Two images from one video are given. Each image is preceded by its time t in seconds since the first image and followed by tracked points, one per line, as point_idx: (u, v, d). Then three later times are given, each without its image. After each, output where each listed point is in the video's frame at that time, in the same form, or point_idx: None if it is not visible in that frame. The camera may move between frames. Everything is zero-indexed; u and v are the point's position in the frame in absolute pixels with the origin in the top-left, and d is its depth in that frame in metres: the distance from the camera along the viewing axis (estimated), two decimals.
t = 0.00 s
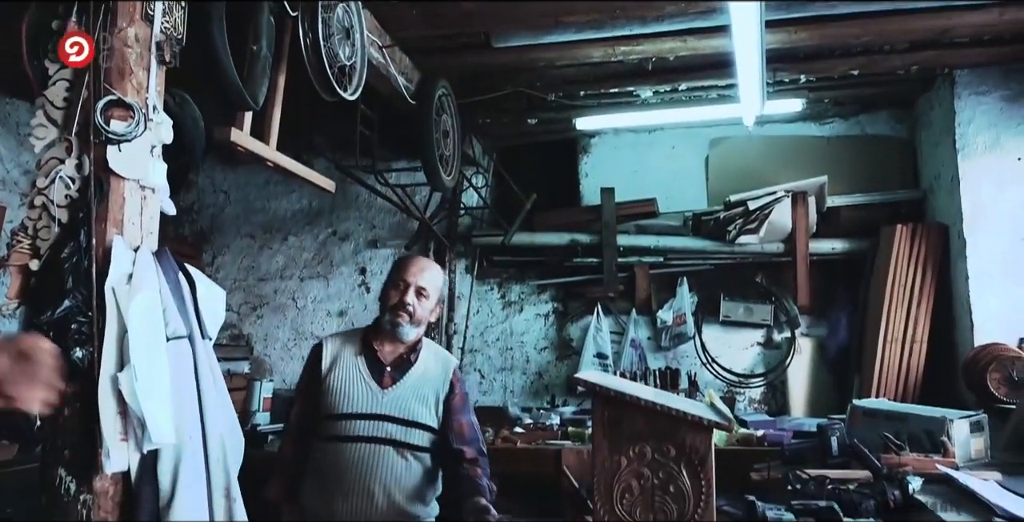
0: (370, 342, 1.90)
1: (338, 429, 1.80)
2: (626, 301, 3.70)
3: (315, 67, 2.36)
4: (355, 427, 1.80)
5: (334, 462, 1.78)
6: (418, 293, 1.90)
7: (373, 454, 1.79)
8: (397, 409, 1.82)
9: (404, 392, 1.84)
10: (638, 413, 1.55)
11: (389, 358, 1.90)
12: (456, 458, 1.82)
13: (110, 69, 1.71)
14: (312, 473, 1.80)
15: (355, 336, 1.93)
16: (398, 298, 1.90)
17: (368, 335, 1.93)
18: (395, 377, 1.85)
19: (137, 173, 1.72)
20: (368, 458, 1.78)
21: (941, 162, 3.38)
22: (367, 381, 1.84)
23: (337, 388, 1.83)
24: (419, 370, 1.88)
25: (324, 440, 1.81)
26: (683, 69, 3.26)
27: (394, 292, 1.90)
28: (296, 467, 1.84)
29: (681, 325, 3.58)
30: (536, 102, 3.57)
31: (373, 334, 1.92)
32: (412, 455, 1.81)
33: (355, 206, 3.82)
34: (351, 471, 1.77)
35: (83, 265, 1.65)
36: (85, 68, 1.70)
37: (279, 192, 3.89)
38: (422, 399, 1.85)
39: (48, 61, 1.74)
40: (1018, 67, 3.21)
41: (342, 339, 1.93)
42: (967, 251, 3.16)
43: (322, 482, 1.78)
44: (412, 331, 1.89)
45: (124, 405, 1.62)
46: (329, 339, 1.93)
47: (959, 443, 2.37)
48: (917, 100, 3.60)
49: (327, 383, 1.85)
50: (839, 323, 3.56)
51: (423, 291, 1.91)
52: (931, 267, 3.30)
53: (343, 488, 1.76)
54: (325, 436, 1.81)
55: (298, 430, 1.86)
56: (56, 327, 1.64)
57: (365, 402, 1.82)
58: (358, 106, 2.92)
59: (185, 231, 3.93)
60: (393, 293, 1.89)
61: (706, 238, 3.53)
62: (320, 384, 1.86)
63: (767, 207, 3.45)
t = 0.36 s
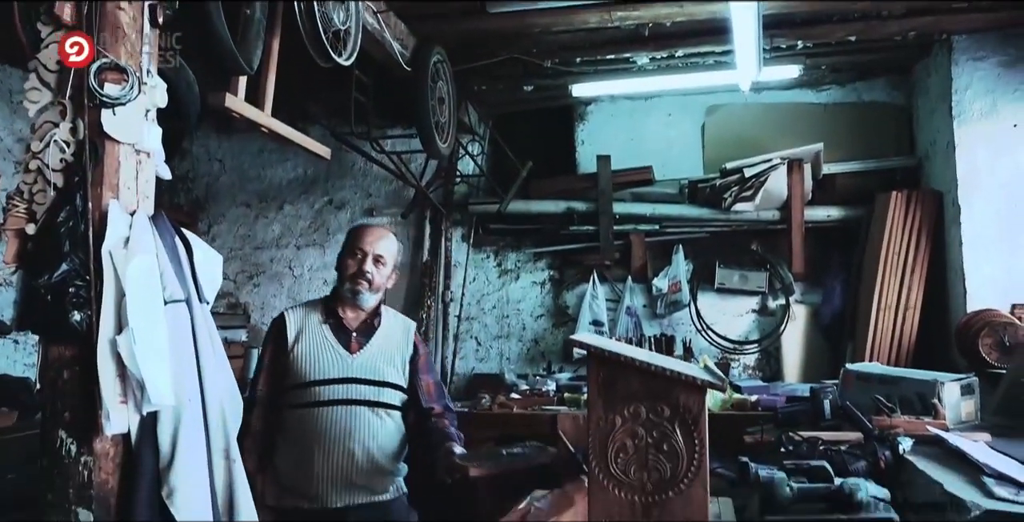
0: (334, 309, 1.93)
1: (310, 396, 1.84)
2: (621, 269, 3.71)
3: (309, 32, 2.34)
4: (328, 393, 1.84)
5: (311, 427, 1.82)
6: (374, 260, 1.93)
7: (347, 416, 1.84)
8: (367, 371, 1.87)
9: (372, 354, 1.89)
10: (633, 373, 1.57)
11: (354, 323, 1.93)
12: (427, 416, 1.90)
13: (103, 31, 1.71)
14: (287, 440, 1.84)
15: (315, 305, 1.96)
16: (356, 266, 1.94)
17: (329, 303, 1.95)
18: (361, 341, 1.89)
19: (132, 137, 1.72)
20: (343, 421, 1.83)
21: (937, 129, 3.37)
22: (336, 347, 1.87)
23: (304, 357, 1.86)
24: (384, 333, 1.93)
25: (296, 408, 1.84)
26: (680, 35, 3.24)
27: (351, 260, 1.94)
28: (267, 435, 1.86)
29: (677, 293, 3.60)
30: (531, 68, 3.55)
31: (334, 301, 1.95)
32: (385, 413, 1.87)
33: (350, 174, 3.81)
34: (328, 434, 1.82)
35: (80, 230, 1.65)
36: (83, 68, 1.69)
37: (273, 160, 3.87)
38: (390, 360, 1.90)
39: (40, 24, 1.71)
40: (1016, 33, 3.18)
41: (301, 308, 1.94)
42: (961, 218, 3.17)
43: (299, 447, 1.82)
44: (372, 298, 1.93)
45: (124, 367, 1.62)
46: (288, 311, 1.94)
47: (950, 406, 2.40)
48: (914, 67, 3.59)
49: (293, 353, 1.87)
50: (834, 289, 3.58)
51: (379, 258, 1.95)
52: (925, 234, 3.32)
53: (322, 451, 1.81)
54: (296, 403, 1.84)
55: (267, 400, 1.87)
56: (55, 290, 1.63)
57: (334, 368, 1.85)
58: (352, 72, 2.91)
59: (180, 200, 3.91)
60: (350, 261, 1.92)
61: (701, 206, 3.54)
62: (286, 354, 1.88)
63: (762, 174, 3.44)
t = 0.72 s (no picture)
0: (329, 277, 1.90)
1: (307, 364, 1.83)
2: (619, 238, 3.70)
3: None
4: (324, 360, 1.83)
5: (309, 393, 1.82)
6: (377, 233, 1.90)
7: (345, 382, 1.83)
8: (363, 337, 1.85)
9: (368, 320, 1.87)
10: (630, 336, 1.58)
11: (350, 291, 1.90)
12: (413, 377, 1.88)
13: None
14: (286, 406, 1.84)
15: (310, 273, 1.93)
16: (357, 238, 1.89)
17: (324, 270, 1.92)
18: (358, 309, 1.87)
19: (128, 101, 1.71)
20: (340, 387, 1.82)
21: (936, 97, 3.36)
22: (331, 314, 1.85)
23: (300, 323, 1.85)
24: (379, 300, 1.90)
25: (294, 375, 1.84)
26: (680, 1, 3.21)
27: (349, 230, 1.89)
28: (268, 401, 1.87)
29: (675, 261, 3.61)
30: (529, 36, 3.52)
31: (330, 269, 1.92)
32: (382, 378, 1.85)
33: (348, 143, 3.79)
34: (326, 401, 1.81)
35: (77, 194, 1.64)
36: (85, 67, 1.67)
37: (270, 129, 3.85)
38: (385, 325, 1.88)
39: None
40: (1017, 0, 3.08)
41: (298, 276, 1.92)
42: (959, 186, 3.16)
43: (297, 414, 1.82)
44: (372, 270, 1.91)
45: (124, 331, 1.63)
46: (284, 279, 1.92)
47: (944, 371, 2.42)
48: (914, 34, 3.57)
49: (289, 321, 1.86)
50: (832, 257, 3.58)
51: (380, 230, 1.91)
52: (924, 202, 3.32)
53: (320, 418, 1.81)
54: (294, 370, 1.84)
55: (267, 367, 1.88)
56: (54, 254, 1.64)
57: (330, 335, 1.84)
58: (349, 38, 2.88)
59: (176, 169, 3.89)
60: (353, 234, 1.88)
61: (700, 175, 3.53)
62: (283, 322, 1.86)
63: (761, 143, 3.44)
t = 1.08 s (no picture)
0: (359, 247, 1.91)
1: (334, 333, 1.85)
2: (616, 210, 3.71)
3: None
4: (351, 329, 1.84)
5: (337, 363, 1.84)
6: (409, 202, 1.88)
7: (373, 353, 1.85)
8: (391, 308, 1.86)
9: (396, 291, 1.88)
10: (626, 303, 1.58)
11: (379, 261, 1.91)
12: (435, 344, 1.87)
13: None
14: (315, 376, 1.86)
15: (340, 243, 1.94)
16: (389, 207, 1.88)
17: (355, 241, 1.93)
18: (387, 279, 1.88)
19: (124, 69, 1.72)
20: (367, 358, 1.84)
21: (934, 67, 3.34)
22: (360, 283, 1.87)
23: (328, 293, 1.86)
24: (409, 270, 1.90)
25: (323, 345, 1.86)
26: None
27: (381, 199, 1.88)
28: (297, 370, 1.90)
29: (671, 234, 3.60)
30: (526, 6, 3.49)
31: (360, 239, 1.92)
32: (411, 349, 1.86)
33: (345, 114, 3.78)
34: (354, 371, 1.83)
35: (73, 163, 1.64)
36: (85, 69, 1.68)
37: (266, 100, 3.83)
38: (414, 295, 1.88)
39: None
40: None
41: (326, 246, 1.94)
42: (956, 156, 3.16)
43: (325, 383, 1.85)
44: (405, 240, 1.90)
45: (122, 298, 1.64)
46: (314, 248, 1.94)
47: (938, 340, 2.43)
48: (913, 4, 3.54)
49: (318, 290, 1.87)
50: (827, 229, 3.60)
51: (413, 200, 1.89)
52: (920, 173, 3.32)
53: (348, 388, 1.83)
54: (322, 340, 1.86)
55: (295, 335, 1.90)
56: (50, 224, 1.64)
57: (358, 305, 1.85)
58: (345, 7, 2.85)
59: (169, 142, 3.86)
60: (385, 203, 1.87)
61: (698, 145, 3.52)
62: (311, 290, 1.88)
63: (758, 113, 3.43)
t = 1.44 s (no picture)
0: (367, 223, 1.92)
1: (343, 307, 1.89)
2: (613, 186, 3.50)
3: None
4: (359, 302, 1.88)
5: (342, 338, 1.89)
6: (414, 172, 1.88)
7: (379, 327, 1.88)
8: (397, 281, 1.89)
9: (402, 264, 1.89)
10: (623, 275, 1.59)
11: (385, 234, 1.92)
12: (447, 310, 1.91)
13: None
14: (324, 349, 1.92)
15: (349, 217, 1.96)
16: (395, 178, 1.88)
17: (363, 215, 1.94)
18: (394, 251, 1.89)
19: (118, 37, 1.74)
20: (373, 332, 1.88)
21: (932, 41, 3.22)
22: (366, 257, 1.90)
23: (337, 267, 1.90)
24: (416, 242, 1.91)
25: (331, 320, 1.91)
26: None
27: (386, 170, 1.87)
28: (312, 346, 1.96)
29: (669, 210, 3.43)
30: None
31: (367, 215, 1.93)
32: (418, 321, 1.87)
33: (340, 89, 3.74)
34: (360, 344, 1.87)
35: (69, 135, 1.65)
36: (84, 67, 1.68)
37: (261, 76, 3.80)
38: (421, 269, 1.90)
39: None
40: None
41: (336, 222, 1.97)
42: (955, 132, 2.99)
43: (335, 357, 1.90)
44: (412, 212, 1.91)
45: (119, 271, 1.68)
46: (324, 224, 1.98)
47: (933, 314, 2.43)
48: None
49: (328, 265, 1.92)
50: (824, 205, 3.54)
51: (418, 169, 1.89)
52: (919, 147, 3.29)
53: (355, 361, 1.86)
54: (333, 315, 1.91)
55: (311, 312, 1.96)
56: (47, 196, 1.65)
57: (364, 280, 1.89)
58: None
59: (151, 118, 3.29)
60: (391, 174, 1.86)
61: (695, 122, 3.58)
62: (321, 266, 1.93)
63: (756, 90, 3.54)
